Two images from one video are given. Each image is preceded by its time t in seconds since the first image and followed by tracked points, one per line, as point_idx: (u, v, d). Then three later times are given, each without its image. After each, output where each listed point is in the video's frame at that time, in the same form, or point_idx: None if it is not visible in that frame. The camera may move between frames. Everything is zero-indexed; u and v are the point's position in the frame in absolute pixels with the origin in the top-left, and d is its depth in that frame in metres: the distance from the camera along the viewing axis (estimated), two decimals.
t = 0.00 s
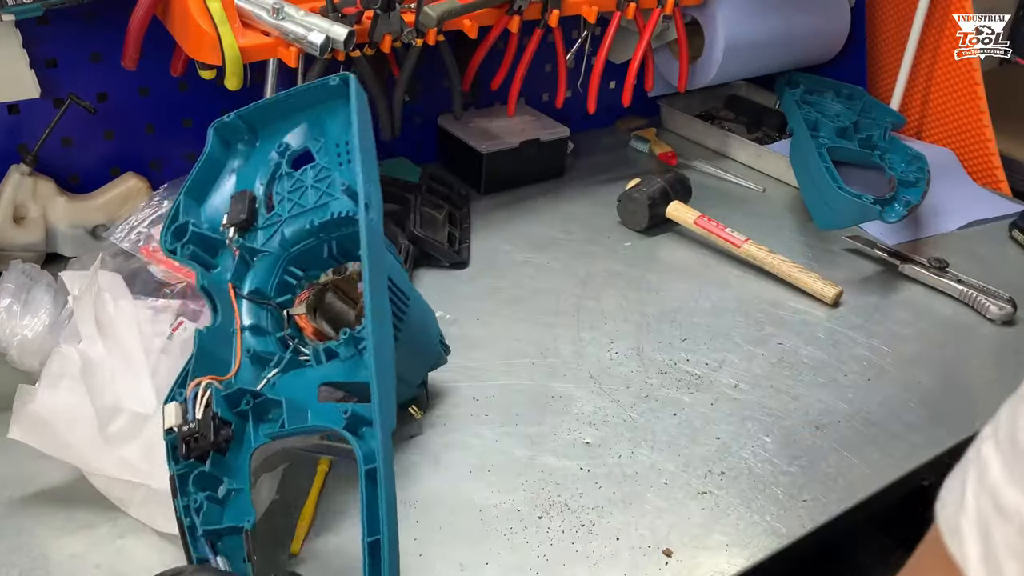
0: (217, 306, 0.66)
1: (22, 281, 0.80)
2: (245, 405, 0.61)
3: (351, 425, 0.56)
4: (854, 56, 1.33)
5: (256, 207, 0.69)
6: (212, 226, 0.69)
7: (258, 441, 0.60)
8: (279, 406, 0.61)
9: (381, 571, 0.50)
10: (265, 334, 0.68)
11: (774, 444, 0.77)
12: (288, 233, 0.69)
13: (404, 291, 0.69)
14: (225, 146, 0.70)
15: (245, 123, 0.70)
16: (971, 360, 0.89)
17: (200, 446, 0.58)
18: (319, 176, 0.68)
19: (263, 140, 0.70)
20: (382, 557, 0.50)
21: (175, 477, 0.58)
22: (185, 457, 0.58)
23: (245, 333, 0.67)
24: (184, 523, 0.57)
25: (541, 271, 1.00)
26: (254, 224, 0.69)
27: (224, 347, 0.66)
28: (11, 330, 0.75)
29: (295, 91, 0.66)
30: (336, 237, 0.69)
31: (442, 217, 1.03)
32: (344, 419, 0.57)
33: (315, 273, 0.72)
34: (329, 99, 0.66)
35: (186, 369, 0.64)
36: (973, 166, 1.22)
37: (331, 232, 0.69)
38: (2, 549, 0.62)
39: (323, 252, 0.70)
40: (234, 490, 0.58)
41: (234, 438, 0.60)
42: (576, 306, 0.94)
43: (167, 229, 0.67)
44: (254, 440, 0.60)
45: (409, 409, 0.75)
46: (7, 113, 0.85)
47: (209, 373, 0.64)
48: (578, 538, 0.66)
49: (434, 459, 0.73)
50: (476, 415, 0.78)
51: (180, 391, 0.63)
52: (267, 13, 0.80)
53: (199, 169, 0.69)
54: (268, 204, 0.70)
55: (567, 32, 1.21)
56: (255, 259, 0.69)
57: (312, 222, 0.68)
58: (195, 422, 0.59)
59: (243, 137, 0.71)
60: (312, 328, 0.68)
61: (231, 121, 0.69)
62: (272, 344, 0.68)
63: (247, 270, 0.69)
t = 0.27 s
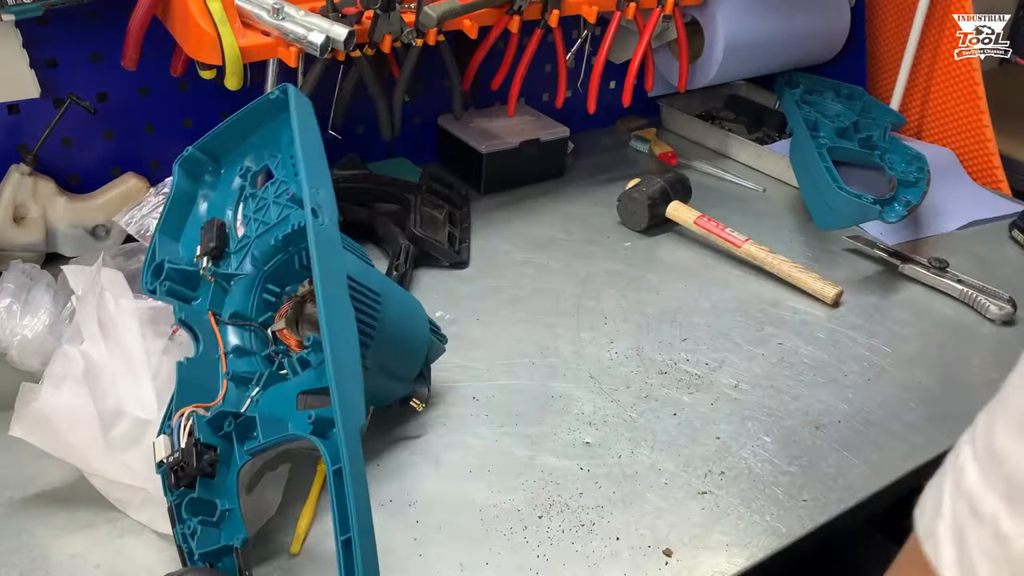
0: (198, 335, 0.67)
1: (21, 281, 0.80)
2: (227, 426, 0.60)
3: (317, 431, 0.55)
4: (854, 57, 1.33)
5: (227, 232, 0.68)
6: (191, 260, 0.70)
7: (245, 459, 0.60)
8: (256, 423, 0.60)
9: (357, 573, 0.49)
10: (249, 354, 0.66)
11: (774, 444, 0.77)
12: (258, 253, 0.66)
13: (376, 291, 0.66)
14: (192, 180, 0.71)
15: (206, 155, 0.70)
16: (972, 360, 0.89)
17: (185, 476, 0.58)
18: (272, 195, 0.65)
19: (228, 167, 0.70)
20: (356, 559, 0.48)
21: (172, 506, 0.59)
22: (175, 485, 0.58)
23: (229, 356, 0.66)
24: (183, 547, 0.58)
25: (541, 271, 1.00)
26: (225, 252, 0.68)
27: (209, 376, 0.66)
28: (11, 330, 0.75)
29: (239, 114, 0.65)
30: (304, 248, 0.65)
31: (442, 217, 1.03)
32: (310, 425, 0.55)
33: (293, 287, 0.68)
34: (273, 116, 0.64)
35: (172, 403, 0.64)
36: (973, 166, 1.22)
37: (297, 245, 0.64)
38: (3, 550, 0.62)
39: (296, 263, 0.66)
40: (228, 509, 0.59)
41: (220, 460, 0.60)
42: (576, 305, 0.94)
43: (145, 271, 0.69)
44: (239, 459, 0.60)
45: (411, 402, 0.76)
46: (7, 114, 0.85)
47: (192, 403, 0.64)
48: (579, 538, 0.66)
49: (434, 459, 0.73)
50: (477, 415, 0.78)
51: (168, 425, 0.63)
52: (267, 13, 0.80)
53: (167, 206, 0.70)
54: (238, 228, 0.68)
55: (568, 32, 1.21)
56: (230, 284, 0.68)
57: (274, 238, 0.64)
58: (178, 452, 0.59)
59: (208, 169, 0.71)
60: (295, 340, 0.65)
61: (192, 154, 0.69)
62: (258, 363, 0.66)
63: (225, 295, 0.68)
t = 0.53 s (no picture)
0: (211, 319, 0.66)
1: (20, 281, 0.80)
2: (238, 414, 0.60)
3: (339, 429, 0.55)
4: (854, 57, 1.32)
5: (243, 216, 0.64)
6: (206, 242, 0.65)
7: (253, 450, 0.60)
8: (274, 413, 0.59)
9: None
10: (258, 344, 0.65)
11: (774, 444, 0.77)
12: (276, 242, 0.64)
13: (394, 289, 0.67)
14: (208, 161, 0.64)
15: (227, 136, 0.63)
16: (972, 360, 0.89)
17: (191, 462, 0.57)
18: (294, 186, 0.61)
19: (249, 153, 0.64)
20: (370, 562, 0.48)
21: (176, 489, 0.59)
22: (178, 470, 0.59)
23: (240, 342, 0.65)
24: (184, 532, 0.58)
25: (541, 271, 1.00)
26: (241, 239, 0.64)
27: (219, 359, 0.65)
28: (9, 329, 0.75)
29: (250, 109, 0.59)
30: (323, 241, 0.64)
31: (442, 217, 1.03)
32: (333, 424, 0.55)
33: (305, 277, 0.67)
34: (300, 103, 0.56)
35: (182, 385, 0.64)
36: (973, 166, 1.22)
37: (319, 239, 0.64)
38: (2, 550, 0.62)
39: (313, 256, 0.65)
40: (232, 499, 0.59)
41: (228, 449, 0.59)
42: (576, 306, 0.94)
43: (156, 249, 0.64)
44: (248, 449, 0.60)
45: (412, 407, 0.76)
46: (7, 114, 0.85)
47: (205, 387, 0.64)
48: (578, 538, 0.66)
49: (434, 459, 0.73)
50: (476, 415, 0.78)
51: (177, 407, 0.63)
52: (267, 13, 0.80)
53: (184, 186, 0.63)
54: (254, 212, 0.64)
55: (568, 32, 1.21)
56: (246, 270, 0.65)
57: (297, 229, 0.62)
58: (189, 435, 0.58)
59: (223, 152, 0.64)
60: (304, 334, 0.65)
61: (210, 134, 0.63)
62: (267, 352, 0.65)
63: (237, 280, 0.65)
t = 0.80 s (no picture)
0: (344, 251, 0.68)
1: (19, 281, 0.80)
2: (359, 375, 0.64)
3: (465, 458, 0.62)
4: (854, 56, 1.32)
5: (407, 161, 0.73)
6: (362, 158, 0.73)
7: (355, 422, 0.63)
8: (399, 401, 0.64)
9: None
10: (364, 298, 0.68)
11: (774, 444, 0.77)
12: (428, 208, 0.73)
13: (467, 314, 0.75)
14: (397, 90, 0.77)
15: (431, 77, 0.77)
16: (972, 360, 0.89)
17: (315, 399, 0.60)
18: (495, 177, 0.75)
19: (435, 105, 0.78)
20: None
21: (266, 416, 0.61)
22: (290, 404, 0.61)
23: (353, 289, 0.68)
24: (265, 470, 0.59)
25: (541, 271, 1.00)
26: (403, 181, 0.73)
27: (334, 298, 0.67)
28: (8, 330, 0.75)
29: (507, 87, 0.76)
30: (461, 239, 0.72)
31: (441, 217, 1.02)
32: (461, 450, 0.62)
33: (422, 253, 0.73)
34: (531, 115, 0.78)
35: (305, 314, 0.66)
36: (973, 166, 1.22)
37: (465, 232, 0.72)
38: (2, 549, 0.62)
39: (445, 245, 0.73)
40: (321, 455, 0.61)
41: (337, 409, 0.63)
42: (576, 306, 0.94)
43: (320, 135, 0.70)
44: (351, 420, 0.63)
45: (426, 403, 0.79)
46: (7, 113, 0.85)
47: (318, 320, 0.65)
48: (578, 538, 0.66)
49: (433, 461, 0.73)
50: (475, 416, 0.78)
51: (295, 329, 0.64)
52: (267, 12, 0.80)
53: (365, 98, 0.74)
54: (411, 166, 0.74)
55: (568, 32, 1.21)
56: (385, 218, 0.71)
57: (459, 216, 0.72)
58: (316, 373, 0.61)
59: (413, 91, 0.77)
60: (404, 308, 0.69)
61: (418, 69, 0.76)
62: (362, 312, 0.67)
63: (379, 225, 0.71)
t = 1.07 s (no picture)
0: (377, 245, 0.70)
1: (19, 281, 0.80)
2: (387, 373, 0.67)
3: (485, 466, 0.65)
4: (853, 56, 1.32)
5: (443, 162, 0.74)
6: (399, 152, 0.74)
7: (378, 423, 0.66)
8: (423, 406, 0.67)
9: None
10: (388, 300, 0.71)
11: (774, 444, 0.77)
12: (457, 212, 0.75)
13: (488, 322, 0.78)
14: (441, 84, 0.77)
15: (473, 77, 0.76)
16: (972, 360, 0.89)
17: (345, 396, 0.63)
18: (526, 187, 0.76)
19: (475, 103, 0.78)
20: None
21: (292, 407, 0.63)
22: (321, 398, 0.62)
23: (381, 286, 0.70)
24: (291, 464, 0.61)
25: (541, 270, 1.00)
26: (436, 181, 0.74)
27: (366, 296, 0.68)
28: (8, 329, 0.75)
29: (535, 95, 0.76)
30: (487, 247, 0.75)
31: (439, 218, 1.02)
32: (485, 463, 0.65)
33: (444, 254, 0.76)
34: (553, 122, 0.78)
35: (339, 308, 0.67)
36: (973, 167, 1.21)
37: (490, 240, 0.75)
38: (2, 550, 0.62)
39: (468, 249, 0.76)
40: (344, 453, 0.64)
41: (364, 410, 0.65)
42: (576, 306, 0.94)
43: (359, 128, 0.72)
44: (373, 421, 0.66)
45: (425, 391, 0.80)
46: (7, 113, 0.85)
47: (351, 316, 0.67)
48: (578, 538, 0.66)
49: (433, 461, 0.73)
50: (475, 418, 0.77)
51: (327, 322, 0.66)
52: (267, 12, 0.80)
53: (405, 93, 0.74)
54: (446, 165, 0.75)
55: (568, 31, 1.21)
56: (417, 216, 0.73)
57: (487, 222, 0.74)
58: (348, 371, 0.63)
59: (455, 89, 0.77)
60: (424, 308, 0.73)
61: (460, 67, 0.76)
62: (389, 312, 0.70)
63: (410, 224, 0.73)
